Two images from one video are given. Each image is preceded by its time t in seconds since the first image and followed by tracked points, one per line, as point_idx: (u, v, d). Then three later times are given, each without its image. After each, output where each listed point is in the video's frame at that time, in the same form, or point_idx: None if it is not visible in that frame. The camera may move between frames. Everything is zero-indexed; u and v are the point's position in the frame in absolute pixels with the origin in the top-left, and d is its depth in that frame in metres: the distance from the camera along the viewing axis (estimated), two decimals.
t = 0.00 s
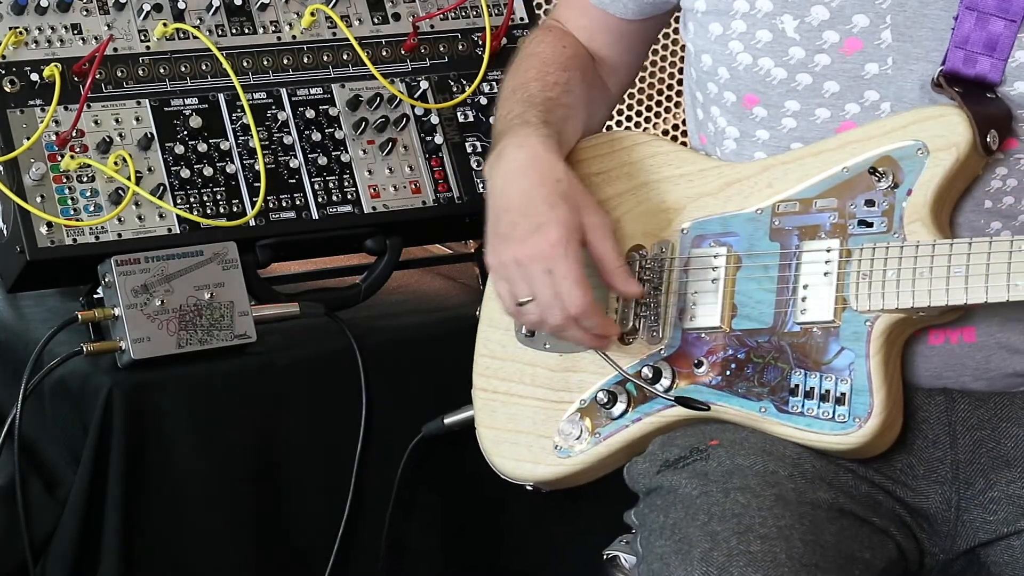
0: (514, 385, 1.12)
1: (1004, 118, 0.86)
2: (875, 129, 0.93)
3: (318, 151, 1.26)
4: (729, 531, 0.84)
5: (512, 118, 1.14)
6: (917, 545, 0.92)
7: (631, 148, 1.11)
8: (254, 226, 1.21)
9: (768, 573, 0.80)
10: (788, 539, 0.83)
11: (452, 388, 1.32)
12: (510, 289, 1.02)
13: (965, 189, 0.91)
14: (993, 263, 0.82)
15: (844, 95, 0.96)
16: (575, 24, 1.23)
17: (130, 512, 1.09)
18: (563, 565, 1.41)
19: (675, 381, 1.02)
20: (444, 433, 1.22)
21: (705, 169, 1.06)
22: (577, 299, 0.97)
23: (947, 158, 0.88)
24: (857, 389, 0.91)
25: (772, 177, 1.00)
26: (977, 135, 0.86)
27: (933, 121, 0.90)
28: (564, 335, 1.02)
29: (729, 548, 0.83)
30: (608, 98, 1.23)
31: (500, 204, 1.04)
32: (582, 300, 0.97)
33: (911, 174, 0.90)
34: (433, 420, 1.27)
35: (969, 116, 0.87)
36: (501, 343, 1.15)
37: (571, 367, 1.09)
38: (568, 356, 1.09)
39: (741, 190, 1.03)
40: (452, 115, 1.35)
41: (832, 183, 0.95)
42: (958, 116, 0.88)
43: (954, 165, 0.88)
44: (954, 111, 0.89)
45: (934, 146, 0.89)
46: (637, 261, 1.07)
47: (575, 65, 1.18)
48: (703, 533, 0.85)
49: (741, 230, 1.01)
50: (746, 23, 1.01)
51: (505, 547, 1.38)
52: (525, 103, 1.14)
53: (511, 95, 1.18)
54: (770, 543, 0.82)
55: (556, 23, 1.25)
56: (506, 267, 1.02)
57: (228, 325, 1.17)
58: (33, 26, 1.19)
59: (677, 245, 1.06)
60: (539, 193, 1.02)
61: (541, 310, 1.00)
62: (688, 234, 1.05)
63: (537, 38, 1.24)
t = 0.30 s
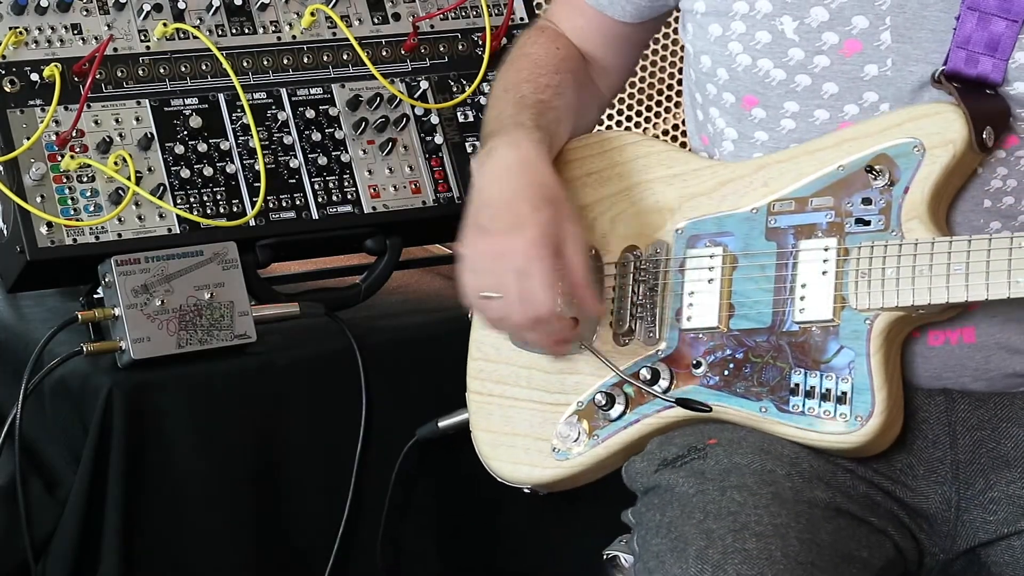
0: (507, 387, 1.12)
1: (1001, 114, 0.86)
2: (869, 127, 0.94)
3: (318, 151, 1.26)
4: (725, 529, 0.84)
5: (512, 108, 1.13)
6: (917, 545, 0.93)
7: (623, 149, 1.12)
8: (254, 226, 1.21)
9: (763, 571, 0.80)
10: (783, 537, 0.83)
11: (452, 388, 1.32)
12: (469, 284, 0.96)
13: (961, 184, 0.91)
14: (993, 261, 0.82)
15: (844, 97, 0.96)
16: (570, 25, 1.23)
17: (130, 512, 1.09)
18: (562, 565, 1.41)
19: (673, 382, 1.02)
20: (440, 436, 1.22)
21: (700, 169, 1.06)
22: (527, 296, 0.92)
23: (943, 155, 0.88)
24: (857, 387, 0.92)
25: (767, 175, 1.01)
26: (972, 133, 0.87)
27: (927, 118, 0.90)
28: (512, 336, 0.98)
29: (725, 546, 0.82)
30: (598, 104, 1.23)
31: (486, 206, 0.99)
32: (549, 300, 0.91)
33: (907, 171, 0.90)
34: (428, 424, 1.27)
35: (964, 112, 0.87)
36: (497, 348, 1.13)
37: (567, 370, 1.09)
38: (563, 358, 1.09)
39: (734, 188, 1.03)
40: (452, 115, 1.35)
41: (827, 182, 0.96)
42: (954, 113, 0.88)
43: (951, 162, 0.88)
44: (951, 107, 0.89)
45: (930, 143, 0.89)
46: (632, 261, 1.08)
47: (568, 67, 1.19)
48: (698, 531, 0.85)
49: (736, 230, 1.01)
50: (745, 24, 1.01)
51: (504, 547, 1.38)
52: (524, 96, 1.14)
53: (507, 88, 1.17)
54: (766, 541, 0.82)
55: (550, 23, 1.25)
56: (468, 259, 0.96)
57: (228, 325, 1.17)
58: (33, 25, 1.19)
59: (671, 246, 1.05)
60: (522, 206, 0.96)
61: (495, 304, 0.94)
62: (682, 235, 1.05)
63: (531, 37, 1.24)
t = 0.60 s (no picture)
0: (507, 389, 1.13)
1: (999, 114, 0.87)
2: (867, 127, 0.94)
3: (318, 151, 1.26)
4: (722, 529, 0.84)
5: (543, 154, 1.07)
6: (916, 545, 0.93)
7: (623, 150, 1.11)
8: (254, 226, 1.21)
9: (760, 571, 0.81)
10: (780, 538, 0.83)
11: (452, 388, 1.32)
12: (639, 310, 0.99)
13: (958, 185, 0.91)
14: (991, 260, 0.81)
15: (843, 98, 0.96)
16: (539, 27, 1.17)
17: (129, 511, 1.09)
18: (564, 566, 1.41)
19: (671, 382, 1.02)
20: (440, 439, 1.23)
21: (699, 169, 1.05)
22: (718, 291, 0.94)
23: (941, 154, 0.89)
24: (856, 386, 0.91)
25: (764, 177, 1.00)
26: (971, 133, 0.87)
27: (923, 119, 0.90)
28: (655, 334, 1.01)
29: (722, 546, 0.82)
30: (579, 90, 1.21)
31: (588, 237, 1.01)
32: (713, 281, 0.93)
33: (905, 170, 0.90)
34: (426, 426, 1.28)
35: (963, 112, 0.88)
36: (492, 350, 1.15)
37: (566, 370, 1.10)
38: (564, 358, 1.10)
39: (733, 189, 1.02)
40: (452, 115, 1.35)
41: (825, 182, 0.96)
42: (952, 112, 0.89)
43: (948, 161, 0.88)
44: (949, 106, 0.89)
45: (926, 143, 0.90)
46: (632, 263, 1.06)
47: (559, 76, 1.14)
48: (696, 531, 0.85)
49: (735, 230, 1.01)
50: (745, 26, 0.99)
51: (505, 547, 1.38)
52: (546, 133, 1.08)
53: (523, 122, 1.10)
54: (762, 542, 0.82)
55: (517, 23, 1.18)
56: (624, 288, 0.99)
57: (227, 325, 1.17)
58: (33, 26, 1.19)
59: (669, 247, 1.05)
60: (617, 208, 0.98)
61: (675, 315, 0.96)
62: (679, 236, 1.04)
63: (508, 43, 1.16)
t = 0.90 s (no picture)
0: (504, 387, 1.13)
1: (1000, 116, 0.87)
2: (868, 128, 0.94)
3: (318, 151, 1.26)
4: (722, 529, 0.84)
5: (535, 162, 1.08)
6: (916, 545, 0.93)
7: (622, 150, 1.12)
8: (255, 226, 1.21)
9: (760, 571, 0.81)
10: (780, 537, 0.83)
11: (452, 388, 1.32)
12: (645, 324, 0.99)
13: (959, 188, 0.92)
14: (993, 263, 0.82)
15: (844, 99, 0.96)
16: (529, 31, 1.18)
17: (129, 511, 1.09)
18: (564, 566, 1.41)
19: (671, 382, 1.02)
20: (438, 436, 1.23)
21: (699, 169, 1.06)
22: (726, 299, 0.95)
23: (943, 158, 0.89)
24: (857, 388, 0.91)
25: (764, 177, 1.01)
26: (972, 135, 0.87)
27: (924, 121, 0.91)
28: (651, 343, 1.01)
29: (721, 546, 0.83)
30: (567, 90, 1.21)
31: (593, 251, 1.01)
32: (722, 285, 0.95)
33: (907, 173, 0.91)
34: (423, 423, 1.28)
35: (964, 115, 0.88)
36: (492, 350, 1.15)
37: (563, 369, 1.10)
38: (561, 357, 1.10)
39: (732, 189, 1.03)
40: (452, 115, 1.35)
41: (826, 183, 0.96)
42: (954, 115, 0.89)
43: (950, 163, 0.89)
44: (951, 109, 0.90)
45: (929, 146, 0.90)
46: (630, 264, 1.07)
47: (548, 81, 1.15)
48: (695, 531, 0.85)
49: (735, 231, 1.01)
50: (746, 28, 0.99)
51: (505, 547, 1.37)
52: (538, 140, 1.09)
53: (513, 129, 1.11)
54: (762, 542, 0.82)
55: (506, 27, 1.19)
56: (629, 302, 0.99)
57: (228, 325, 1.17)
58: (34, 26, 1.19)
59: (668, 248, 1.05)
60: (624, 220, 0.98)
61: (682, 327, 0.97)
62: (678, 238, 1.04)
63: (498, 47, 1.16)
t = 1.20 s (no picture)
0: (503, 389, 1.13)
1: (996, 114, 0.87)
2: (864, 127, 0.94)
3: (318, 151, 1.26)
4: (721, 527, 0.83)
5: (532, 162, 1.09)
6: (915, 545, 0.93)
7: (619, 150, 1.12)
8: (255, 226, 1.21)
9: (760, 569, 0.80)
10: (779, 536, 0.83)
11: (452, 388, 1.32)
12: (640, 323, 1.00)
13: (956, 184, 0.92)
14: (989, 260, 0.82)
15: (842, 100, 0.96)
16: (529, 35, 1.18)
17: (129, 511, 1.09)
18: (565, 565, 1.41)
19: (669, 383, 1.02)
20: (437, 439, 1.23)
21: (695, 169, 1.06)
22: (723, 301, 0.96)
23: (937, 155, 0.89)
24: (854, 386, 0.91)
25: (761, 176, 1.01)
26: (967, 133, 0.87)
27: (920, 119, 0.91)
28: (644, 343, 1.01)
29: (720, 544, 0.82)
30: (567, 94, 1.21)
31: (590, 249, 1.02)
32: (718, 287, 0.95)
33: (902, 170, 0.91)
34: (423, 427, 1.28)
35: (960, 112, 0.88)
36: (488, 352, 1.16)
37: (561, 370, 1.10)
38: (560, 358, 1.10)
39: (728, 188, 1.03)
40: (452, 115, 1.35)
41: (822, 181, 0.96)
42: (949, 113, 0.89)
43: (945, 161, 0.89)
44: (947, 107, 0.90)
45: (924, 143, 0.90)
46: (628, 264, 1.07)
47: (548, 85, 1.15)
48: (694, 529, 0.84)
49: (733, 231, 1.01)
50: (744, 29, 0.99)
51: (506, 547, 1.37)
52: (534, 141, 1.10)
53: (511, 131, 1.12)
54: (762, 540, 0.82)
55: (506, 32, 1.19)
56: (625, 302, 1.00)
57: (228, 325, 1.17)
58: (34, 26, 1.19)
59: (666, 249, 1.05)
60: (619, 220, 0.99)
61: (677, 328, 0.97)
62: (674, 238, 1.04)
63: (497, 51, 1.16)
